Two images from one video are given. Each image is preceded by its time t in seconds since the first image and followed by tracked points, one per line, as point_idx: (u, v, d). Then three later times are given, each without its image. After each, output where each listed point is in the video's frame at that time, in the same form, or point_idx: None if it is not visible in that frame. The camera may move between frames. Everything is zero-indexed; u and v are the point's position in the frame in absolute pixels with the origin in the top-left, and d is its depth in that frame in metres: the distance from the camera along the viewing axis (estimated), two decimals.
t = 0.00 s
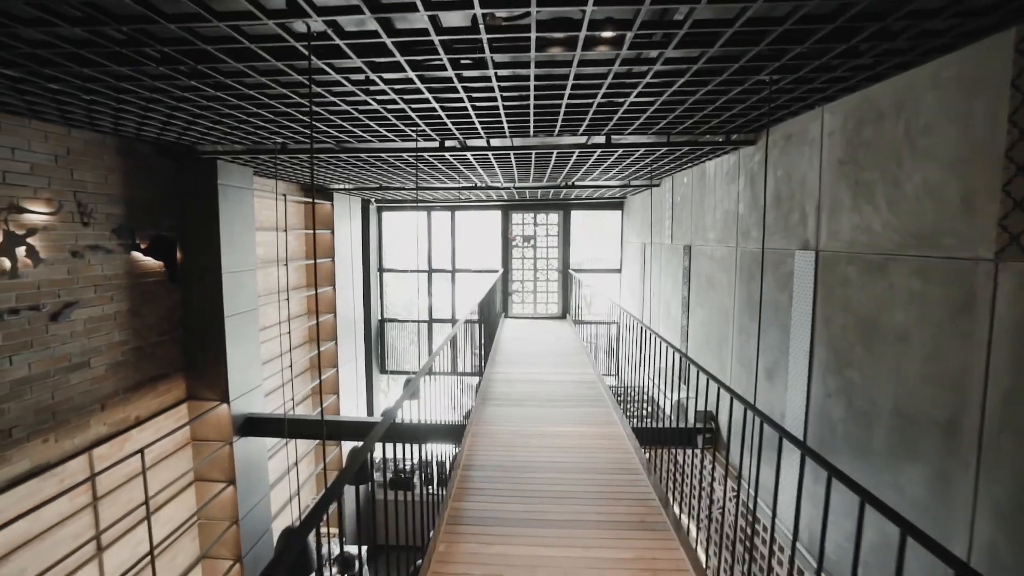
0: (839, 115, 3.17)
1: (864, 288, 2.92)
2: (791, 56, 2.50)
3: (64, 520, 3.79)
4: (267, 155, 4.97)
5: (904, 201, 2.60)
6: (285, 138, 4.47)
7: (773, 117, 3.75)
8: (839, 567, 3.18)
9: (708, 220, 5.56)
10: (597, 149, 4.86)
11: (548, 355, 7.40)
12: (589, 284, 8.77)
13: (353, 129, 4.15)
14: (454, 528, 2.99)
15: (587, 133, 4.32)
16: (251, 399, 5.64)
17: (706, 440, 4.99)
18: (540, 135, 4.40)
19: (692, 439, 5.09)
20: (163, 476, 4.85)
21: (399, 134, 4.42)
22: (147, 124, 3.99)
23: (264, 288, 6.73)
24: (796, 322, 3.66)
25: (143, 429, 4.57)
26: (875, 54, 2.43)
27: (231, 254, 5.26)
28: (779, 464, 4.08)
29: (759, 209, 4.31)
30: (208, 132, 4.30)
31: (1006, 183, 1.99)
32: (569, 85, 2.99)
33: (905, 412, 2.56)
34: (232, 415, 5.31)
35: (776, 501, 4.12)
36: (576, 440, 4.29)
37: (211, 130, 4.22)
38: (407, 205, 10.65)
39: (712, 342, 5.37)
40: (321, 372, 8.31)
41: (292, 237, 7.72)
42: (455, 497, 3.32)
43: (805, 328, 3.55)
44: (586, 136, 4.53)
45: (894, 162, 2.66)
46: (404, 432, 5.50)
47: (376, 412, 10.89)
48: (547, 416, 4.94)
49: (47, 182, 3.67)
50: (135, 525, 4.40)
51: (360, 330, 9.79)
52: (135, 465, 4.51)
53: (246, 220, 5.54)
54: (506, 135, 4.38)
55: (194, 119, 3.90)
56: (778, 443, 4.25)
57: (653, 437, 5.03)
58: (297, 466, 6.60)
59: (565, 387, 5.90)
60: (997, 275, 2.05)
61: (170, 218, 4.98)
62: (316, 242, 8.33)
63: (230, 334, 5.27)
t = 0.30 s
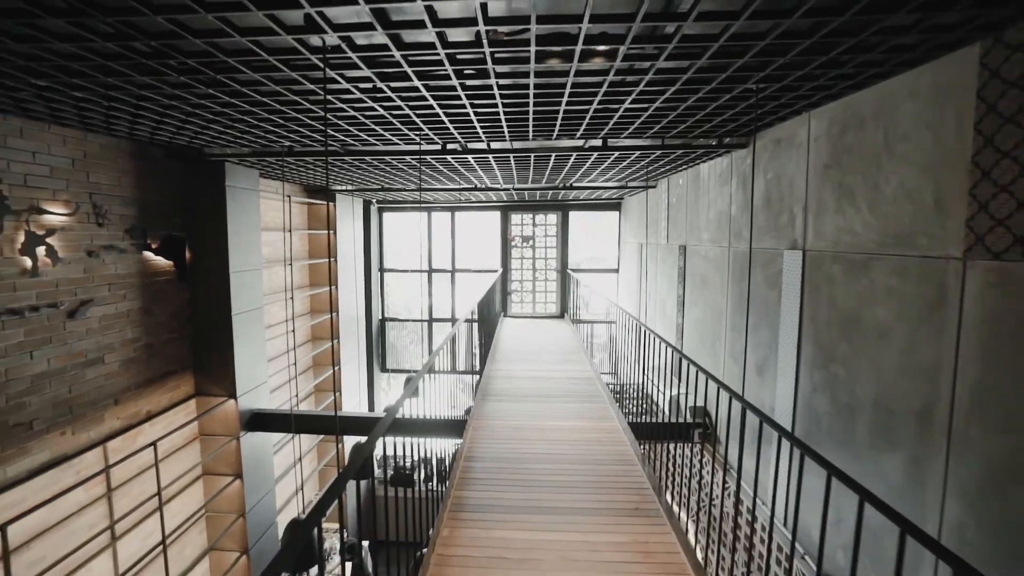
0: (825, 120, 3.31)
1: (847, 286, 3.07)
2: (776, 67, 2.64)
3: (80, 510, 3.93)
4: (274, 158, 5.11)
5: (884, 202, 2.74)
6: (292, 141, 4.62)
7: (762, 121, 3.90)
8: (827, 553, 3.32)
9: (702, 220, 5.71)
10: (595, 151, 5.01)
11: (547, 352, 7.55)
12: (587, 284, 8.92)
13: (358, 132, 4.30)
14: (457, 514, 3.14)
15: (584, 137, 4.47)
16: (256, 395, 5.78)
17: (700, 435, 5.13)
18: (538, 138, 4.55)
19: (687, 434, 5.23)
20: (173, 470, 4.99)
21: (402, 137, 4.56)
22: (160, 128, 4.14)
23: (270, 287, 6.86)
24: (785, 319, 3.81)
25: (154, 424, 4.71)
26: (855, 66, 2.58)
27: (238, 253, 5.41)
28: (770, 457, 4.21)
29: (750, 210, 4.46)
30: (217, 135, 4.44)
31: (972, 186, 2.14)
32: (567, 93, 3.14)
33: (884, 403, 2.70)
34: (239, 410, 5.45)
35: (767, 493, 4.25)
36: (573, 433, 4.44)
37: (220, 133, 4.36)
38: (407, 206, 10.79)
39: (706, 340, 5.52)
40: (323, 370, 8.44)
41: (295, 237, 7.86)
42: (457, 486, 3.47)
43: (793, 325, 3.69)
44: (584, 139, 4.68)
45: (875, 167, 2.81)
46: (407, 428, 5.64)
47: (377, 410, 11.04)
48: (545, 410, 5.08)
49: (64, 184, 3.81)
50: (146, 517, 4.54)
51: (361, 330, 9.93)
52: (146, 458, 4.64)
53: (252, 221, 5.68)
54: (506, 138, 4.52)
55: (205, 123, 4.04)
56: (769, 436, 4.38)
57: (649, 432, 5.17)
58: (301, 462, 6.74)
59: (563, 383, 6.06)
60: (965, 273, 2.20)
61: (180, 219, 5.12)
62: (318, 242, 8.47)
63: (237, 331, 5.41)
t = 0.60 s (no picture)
0: (812, 125, 3.46)
1: (833, 284, 3.22)
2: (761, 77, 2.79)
3: (95, 501, 4.07)
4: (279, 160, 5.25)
5: (865, 204, 2.89)
6: (298, 144, 4.76)
7: (752, 126, 4.05)
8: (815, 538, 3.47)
9: (697, 221, 5.87)
10: (592, 154, 5.16)
11: (545, 350, 7.72)
12: (584, 283, 9.07)
13: (363, 135, 4.45)
14: (459, 501, 3.29)
15: (581, 139, 4.62)
16: (262, 391, 5.91)
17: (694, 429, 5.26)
18: (538, 141, 4.70)
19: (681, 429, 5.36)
20: (182, 463, 5.14)
21: (406, 139, 4.71)
22: (171, 132, 4.28)
23: (275, 286, 7.01)
24: (775, 316, 3.96)
25: (164, 418, 4.86)
26: (835, 76, 2.74)
27: (244, 253, 5.55)
28: (760, 449, 4.35)
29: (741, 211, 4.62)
30: (226, 138, 4.58)
31: (942, 190, 2.29)
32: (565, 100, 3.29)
33: (866, 394, 2.85)
34: (245, 406, 5.60)
35: (757, 483, 4.40)
36: (571, 427, 4.59)
37: (229, 136, 4.50)
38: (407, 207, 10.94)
39: (700, 336, 5.68)
40: (325, 368, 8.58)
41: (298, 238, 8.01)
42: (459, 476, 3.62)
43: (782, 321, 3.84)
44: (581, 142, 4.84)
45: (856, 171, 2.96)
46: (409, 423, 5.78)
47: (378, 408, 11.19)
48: (543, 406, 5.23)
49: (81, 185, 3.95)
50: (157, 508, 4.68)
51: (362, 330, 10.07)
52: (156, 451, 4.78)
53: (258, 222, 5.82)
54: (506, 141, 4.67)
55: (216, 127, 4.18)
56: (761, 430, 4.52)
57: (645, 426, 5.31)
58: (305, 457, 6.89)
59: (561, 380, 6.21)
60: (936, 270, 2.34)
61: (188, 220, 5.27)
62: (320, 242, 8.62)
63: (243, 329, 5.55)
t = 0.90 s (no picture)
0: (799, 130, 3.61)
1: (818, 281, 3.37)
2: (747, 86, 2.93)
3: (109, 492, 4.22)
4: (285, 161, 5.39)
5: (847, 206, 3.04)
6: (304, 146, 4.91)
7: (743, 130, 4.21)
8: (803, 526, 3.64)
9: (691, 222, 6.03)
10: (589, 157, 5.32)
11: (544, 348, 7.86)
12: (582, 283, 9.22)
13: (368, 137, 4.60)
14: (461, 489, 3.45)
15: (579, 143, 4.77)
16: (267, 387, 6.05)
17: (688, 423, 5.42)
18: (536, 144, 4.85)
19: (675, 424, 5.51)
20: (191, 457, 5.28)
21: (409, 141, 4.86)
22: (182, 135, 4.42)
23: (280, 284, 7.17)
24: (765, 313, 4.11)
25: (174, 413, 5.00)
26: (817, 86, 2.89)
27: (251, 253, 5.70)
28: (749, 442, 4.50)
29: (733, 212, 4.77)
30: (234, 141, 4.73)
31: (915, 193, 2.45)
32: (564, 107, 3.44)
33: (848, 386, 3.00)
34: (251, 402, 5.74)
35: (747, 475, 4.54)
36: (568, 420, 4.75)
37: (238, 139, 4.65)
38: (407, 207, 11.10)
39: (695, 334, 5.83)
40: (328, 366, 8.74)
41: (302, 238, 8.17)
42: (460, 466, 3.78)
43: (771, 317, 4.00)
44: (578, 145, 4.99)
45: (839, 174, 3.11)
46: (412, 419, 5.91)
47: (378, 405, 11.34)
48: (541, 401, 5.39)
49: (96, 187, 4.10)
50: (167, 501, 4.82)
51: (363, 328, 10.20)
52: (165, 445, 4.93)
53: (264, 222, 5.97)
54: (506, 143, 4.83)
55: (225, 130, 4.33)
56: (752, 423, 4.67)
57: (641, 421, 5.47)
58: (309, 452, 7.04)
59: (559, 376, 6.38)
60: (911, 268, 2.49)
61: (197, 220, 5.41)
62: (322, 242, 8.77)
63: (250, 326, 5.71)
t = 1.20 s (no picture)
0: (786, 135, 3.77)
1: (804, 280, 3.52)
2: (734, 95, 3.08)
3: (121, 484, 4.36)
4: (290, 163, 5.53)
5: (830, 208, 3.19)
6: (310, 149, 5.05)
7: (734, 135, 4.36)
8: (789, 514, 3.79)
9: (686, 222, 6.18)
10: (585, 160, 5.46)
11: (543, 346, 8.02)
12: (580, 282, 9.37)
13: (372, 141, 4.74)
14: (462, 479, 3.60)
15: (576, 146, 4.92)
16: (272, 384, 6.19)
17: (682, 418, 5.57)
18: (535, 147, 5.00)
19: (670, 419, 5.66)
20: (198, 452, 5.42)
21: (412, 144, 5.01)
22: (192, 138, 4.56)
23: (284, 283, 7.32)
24: (755, 310, 4.26)
25: (183, 408, 5.15)
26: (801, 94, 3.04)
27: (256, 253, 5.84)
28: (740, 435, 4.64)
29: (725, 213, 4.92)
30: (242, 144, 4.87)
31: (891, 197, 2.60)
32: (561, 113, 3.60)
33: (831, 379, 3.15)
34: (257, 399, 5.88)
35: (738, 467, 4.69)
36: (566, 415, 4.90)
37: (245, 142, 4.79)
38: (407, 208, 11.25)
39: (689, 332, 5.98)
40: (330, 364, 8.88)
41: (305, 238, 8.31)
42: (461, 457, 3.94)
43: (761, 315, 4.15)
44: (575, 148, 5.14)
45: (823, 178, 3.26)
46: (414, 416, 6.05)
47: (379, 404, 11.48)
48: (539, 396, 5.54)
49: (109, 189, 4.24)
50: (176, 493, 4.96)
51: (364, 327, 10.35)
52: (174, 439, 5.07)
53: (269, 223, 6.11)
54: (505, 146, 4.97)
55: (234, 133, 4.47)
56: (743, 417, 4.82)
57: (636, 416, 5.62)
58: (312, 448, 7.19)
59: (558, 373, 6.53)
60: (887, 267, 2.65)
61: (204, 221, 5.56)
62: (324, 242, 8.91)
63: (255, 324, 5.85)
